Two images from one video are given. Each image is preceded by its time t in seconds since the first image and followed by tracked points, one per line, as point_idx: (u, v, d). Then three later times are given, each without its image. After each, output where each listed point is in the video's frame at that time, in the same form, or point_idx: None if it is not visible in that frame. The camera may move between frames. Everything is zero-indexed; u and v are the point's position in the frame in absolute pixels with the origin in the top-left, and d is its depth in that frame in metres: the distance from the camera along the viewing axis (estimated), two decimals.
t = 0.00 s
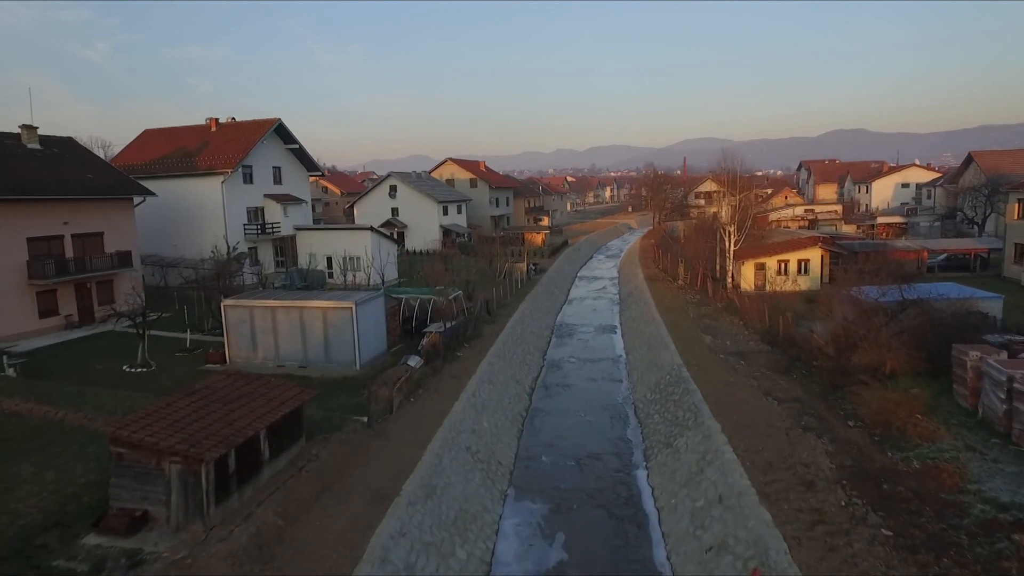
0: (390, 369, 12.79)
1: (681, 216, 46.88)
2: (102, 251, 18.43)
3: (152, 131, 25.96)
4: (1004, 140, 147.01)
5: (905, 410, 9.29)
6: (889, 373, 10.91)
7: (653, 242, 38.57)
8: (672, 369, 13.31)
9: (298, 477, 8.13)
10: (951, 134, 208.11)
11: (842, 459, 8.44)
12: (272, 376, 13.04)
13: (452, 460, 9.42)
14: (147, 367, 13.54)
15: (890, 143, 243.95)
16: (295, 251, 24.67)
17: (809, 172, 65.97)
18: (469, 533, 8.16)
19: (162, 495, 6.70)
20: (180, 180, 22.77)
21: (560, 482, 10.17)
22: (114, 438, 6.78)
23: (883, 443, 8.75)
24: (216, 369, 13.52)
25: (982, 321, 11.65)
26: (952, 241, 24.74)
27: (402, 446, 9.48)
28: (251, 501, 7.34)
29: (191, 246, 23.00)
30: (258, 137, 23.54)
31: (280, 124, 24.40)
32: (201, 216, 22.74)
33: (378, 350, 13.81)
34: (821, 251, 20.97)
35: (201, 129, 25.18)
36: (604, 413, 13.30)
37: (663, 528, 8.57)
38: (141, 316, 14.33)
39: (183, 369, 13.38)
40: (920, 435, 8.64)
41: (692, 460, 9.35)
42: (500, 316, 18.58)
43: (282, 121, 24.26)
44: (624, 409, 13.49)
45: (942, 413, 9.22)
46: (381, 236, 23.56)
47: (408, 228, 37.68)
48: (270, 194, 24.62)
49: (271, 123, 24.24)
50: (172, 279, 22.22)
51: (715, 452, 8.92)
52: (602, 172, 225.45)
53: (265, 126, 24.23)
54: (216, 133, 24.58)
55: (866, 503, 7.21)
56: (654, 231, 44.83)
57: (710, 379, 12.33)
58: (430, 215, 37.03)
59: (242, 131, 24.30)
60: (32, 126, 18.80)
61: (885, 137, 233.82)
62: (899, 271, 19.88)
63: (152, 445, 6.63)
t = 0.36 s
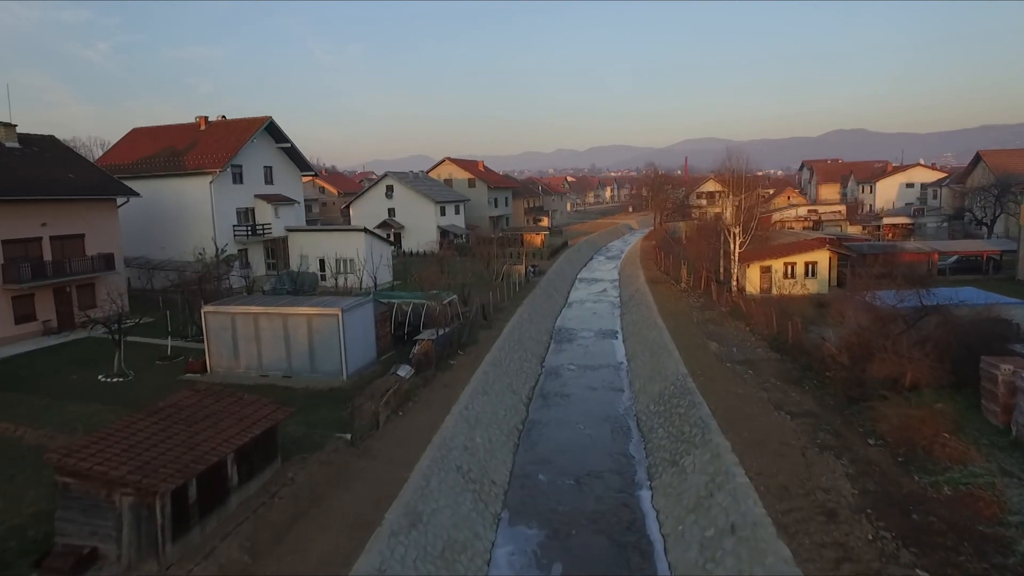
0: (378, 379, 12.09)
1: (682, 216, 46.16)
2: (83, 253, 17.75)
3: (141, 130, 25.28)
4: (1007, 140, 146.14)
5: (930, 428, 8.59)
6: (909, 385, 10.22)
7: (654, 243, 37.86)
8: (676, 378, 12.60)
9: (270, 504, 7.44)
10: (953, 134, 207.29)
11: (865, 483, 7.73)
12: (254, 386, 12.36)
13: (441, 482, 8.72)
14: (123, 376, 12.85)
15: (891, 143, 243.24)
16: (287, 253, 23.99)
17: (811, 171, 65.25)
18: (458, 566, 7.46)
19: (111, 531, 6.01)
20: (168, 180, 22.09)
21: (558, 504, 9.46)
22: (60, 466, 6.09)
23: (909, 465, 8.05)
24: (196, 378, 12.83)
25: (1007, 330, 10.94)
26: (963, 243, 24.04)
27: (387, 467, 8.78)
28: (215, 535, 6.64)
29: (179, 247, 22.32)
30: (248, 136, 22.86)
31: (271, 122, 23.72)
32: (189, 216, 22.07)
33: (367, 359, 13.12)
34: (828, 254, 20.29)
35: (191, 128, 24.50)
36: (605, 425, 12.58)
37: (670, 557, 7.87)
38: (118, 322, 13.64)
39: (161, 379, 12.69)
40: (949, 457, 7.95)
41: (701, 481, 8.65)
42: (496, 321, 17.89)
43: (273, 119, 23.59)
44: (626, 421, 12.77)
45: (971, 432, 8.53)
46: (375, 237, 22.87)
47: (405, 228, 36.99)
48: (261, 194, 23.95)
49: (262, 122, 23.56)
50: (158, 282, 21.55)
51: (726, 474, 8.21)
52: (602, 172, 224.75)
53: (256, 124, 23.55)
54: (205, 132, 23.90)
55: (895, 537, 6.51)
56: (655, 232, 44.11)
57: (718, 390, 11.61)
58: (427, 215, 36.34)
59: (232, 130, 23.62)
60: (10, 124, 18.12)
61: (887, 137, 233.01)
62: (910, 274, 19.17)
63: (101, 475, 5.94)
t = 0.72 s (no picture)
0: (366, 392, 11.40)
1: (684, 217, 45.47)
2: (63, 256, 17.07)
3: (128, 128, 24.59)
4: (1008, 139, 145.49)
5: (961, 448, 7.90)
6: (933, 400, 9.53)
7: (656, 244, 37.15)
8: (681, 390, 11.91)
9: (239, 536, 6.75)
10: (954, 133, 206.53)
11: (893, 513, 7.03)
12: (235, 398, 11.68)
13: (429, 507, 8.04)
14: (98, 387, 12.16)
15: (892, 142, 242.48)
16: (279, 255, 23.33)
17: (813, 171, 64.54)
18: None
19: None
20: (154, 180, 21.40)
21: (556, 529, 8.76)
22: None
23: (940, 492, 7.36)
24: (175, 390, 12.14)
25: None
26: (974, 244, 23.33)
27: (371, 490, 8.09)
28: None
29: (166, 250, 21.64)
30: (238, 134, 22.18)
31: (262, 120, 23.04)
32: (177, 217, 21.39)
33: (356, 369, 12.43)
34: (838, 256, 19.54)
35: (179, 126, 23.80)
36: (606, 440, 11.88)
37: None
38: (93, 330, 12.94)
39: (137, 391, 12.02)
40: (984, 483, 7.27)
41: (711, 507, 7.96)
42: (492, 327, 17.21)
43: (264, 117, 22.91)
44: (628, 435, 12.08)
45: (1005, 455, 7.84)
46: (369, 239, 22.19)
47: (402, 229, 36.30)
48: (251, 194, 23.26)
49: (252, 120, 22.88)
50: (145, 286, 20.86)
51: (739, 501, 7.52)
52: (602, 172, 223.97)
53: (246, 122, 22.87)
54: (194, 130, 23.21)
55: None
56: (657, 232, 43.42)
57: (726, 403, 10.92)
58: (424, 216, 35.66)
59: (222, 128, 22.93)
60: None
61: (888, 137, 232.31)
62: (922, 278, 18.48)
63: (38, 514, 5.25)
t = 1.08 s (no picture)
0: (352, 406, 10.75)
1: (685, 217, 44.81)
2: (42, 259, 16.38)
3: (115, 127, 23.90)
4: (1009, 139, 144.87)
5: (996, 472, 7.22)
6: (959, 416, 8.88)
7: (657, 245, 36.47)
8: (687, 402, 11.23)
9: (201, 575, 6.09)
10: (954, 134, 205.92)
11: (926, 548, 6.36)
12: (214, 411, 11.00)
13: (415, 536, 7.37)
14: (70, 399, 11.48)
15: (893, 142, 241.73)
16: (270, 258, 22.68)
17: (815, 171, 63.90)
18: None
19: None
20: (140, 180, 20.73)
21: (554, 557, 8.08)
22: None
23: (975, 523, 6.69)
24: (151, 402, 11.46)
25: None
26: (986, 245, 22.63)
27: (352, 518, 7.42)
28: None
29: (153, 252, 20.96)
30: (228, 133, 21.53)
31: (253, 119, 22.39)
32: (163, 219, 20.71)
33: (342, 380, 11.76)
34: (847, 258, 18.78)
35: (167, 125, 23.13)
36: (607, 455, 11.21)
37: None
38: (65, 338, 12.26)
39: (110, 404, 11.34)
40: None
41: (722, 537, 7.28)
42: (488, 332, 16.54)
43: (255, 115, 22.26)
44: (631, 450, 11.39)
45: None
46: (363, 240, 21.52)
47: (398, 230, 35.63)
48: (241, 195, 22.60)
49: (242, 118, 22.23)
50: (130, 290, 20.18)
51: (755, 532, 6.85)
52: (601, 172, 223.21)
53: (236, 120, 22.22)
54: (182, 129, 22.54)
55: None
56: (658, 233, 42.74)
57: (734, 417, 10.25)
58: (421, 217, 35.00)
59: (211, 126, 22.27)
60: None
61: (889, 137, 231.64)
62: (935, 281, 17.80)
63: None
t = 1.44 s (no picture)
0: (338, 421, 10.11)
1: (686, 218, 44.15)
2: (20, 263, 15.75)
3: (102, 126, 23.25)
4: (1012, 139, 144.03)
5: None
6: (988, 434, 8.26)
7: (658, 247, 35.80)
8: (694, 415, 10.58)
9: None
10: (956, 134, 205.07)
11: None
12: (191, 425, 10.37)
13: (398, 571, 6.72)
14: (40, 412, 10.83)
15: (893, 142, 241.10)
16: (262, 260, 22.07)
17: (818, 171, 63.17)
18: None
19: None
20: (126, 180, 20.09)
21: None
22: None
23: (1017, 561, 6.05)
24: (125, 416, 10.82)
25: None
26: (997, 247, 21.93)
27: (330, 549, 6.77)
28: None
29: (139, 254, 20.33)
30: (217, 131, 20.89)
31: (243, 117, 21.75)
32: (150, 220, 20.07)
33: (329, 393, 11.11)
34: (856, 261, 18.30)
35: (155, 124, 22.49)
36: (608, 472, 10.56)
37: None
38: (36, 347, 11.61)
39: (82, 418, 10.70)
40: None
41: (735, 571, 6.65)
42: (484, 339, 15.90)
43: (244, 113, 21.62)
44: (633, 466, 10.74)
45: None
46: (356, 242, 20.88)
47: (395, 231, 34.98)
48: (230, 196, 21.95)
49: (232, 116, 21.60)
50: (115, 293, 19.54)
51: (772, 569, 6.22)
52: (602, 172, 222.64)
53: (226, 119, 21.58)
54: (170, 128, 21.91)
55: None
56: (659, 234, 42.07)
57: (744, 434, 9.60)
58: (418, 217, 34.35)
59: (200, 125, 21.64)
60: None
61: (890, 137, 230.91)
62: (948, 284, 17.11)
63: None
